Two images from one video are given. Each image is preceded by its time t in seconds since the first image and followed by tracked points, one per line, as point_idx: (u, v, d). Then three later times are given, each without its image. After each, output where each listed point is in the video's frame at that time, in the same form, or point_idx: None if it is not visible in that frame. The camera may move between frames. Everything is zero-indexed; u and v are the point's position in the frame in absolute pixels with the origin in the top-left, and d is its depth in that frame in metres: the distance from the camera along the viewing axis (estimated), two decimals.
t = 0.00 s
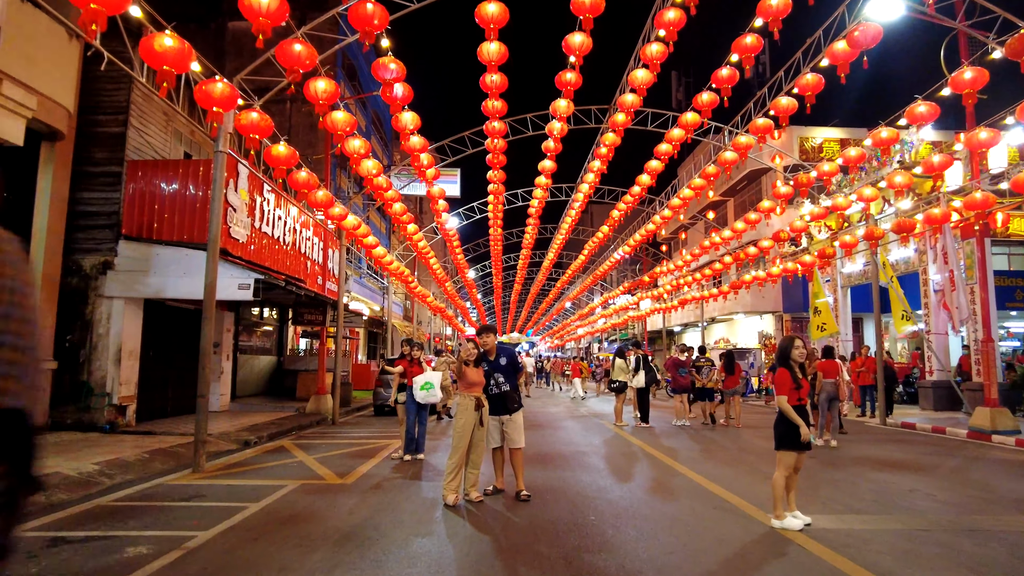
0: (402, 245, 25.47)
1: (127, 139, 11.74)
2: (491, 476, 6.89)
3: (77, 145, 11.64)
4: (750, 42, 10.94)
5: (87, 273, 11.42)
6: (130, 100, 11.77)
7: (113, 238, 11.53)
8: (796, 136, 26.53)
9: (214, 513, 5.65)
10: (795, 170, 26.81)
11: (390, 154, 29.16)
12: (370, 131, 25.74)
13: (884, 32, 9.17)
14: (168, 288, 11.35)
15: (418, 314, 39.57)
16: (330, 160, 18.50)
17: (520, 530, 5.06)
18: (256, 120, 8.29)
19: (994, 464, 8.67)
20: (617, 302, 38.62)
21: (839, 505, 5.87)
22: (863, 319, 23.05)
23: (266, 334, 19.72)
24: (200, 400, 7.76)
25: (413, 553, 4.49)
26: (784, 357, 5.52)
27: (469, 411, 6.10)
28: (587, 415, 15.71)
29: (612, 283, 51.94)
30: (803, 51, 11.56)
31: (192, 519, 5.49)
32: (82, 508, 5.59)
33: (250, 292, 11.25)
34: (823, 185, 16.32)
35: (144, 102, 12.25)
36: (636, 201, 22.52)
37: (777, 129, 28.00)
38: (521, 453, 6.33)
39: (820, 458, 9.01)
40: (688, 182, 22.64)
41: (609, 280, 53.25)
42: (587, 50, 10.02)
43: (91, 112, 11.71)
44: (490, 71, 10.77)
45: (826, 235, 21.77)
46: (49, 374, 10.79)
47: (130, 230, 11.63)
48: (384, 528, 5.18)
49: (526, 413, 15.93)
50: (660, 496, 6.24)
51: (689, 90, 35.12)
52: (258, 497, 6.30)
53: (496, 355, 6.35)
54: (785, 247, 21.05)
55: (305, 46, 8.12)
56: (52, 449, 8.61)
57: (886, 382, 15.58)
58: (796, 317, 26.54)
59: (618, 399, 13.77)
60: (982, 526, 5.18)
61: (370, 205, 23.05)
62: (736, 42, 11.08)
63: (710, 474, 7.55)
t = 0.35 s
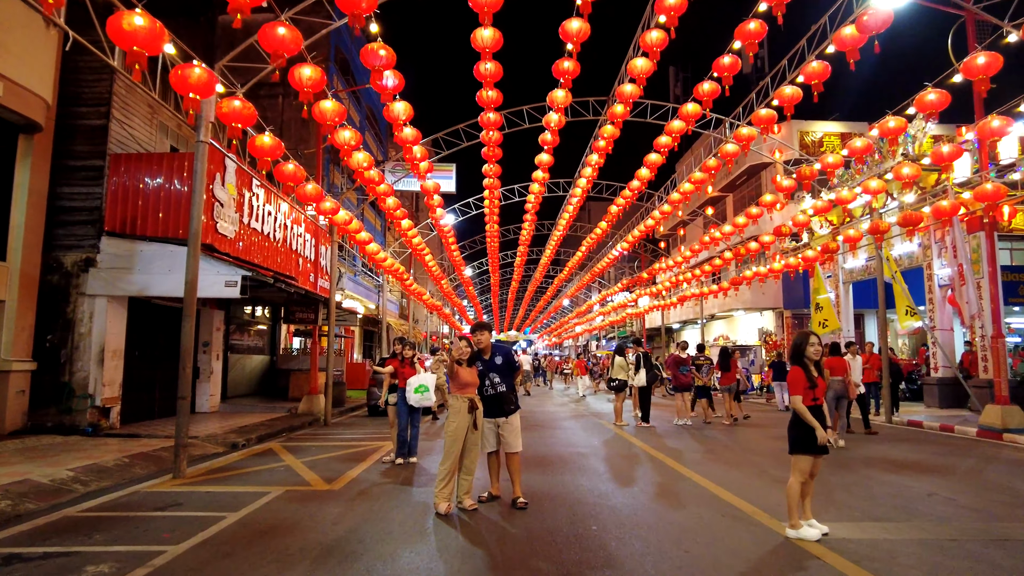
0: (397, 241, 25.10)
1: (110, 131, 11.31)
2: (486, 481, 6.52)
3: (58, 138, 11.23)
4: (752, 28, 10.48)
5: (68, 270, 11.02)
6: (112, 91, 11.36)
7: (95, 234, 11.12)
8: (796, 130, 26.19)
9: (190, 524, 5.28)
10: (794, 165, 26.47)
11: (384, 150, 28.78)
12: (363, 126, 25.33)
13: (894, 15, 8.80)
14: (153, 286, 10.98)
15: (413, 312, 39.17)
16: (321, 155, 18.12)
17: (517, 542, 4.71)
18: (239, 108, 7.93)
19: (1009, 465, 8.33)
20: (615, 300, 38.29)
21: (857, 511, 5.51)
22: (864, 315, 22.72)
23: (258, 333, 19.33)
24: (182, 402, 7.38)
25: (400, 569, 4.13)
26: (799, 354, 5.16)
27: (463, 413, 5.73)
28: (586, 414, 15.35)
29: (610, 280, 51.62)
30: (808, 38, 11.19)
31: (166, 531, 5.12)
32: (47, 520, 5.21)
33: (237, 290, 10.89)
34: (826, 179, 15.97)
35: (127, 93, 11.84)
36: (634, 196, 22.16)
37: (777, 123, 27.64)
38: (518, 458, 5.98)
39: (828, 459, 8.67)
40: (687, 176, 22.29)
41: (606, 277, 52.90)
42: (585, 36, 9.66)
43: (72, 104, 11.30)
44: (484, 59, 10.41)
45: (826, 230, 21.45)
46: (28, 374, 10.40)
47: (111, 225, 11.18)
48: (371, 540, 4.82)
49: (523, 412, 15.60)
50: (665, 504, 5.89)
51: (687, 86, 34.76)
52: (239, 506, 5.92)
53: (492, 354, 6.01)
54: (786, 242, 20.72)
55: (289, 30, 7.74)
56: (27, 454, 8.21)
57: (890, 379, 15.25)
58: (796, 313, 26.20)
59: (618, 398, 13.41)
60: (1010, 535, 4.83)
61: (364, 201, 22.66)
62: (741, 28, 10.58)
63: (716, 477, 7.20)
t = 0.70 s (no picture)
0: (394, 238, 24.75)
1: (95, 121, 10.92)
2: (484, 486, 6.17)
3: (42, 128, 10.85)
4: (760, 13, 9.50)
5: (52, 265, 10.64)
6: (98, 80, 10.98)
7: (80, 228, 10.75)
8: (799, 125, 25.82)
9: (166, 532, 4.91)
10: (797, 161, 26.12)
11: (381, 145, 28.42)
12: (360, 121, 24.96)
13: None
14: (140, 281, 10.65)
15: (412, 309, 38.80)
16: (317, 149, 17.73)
17: (517, 553, 4.36)
18: (226, 93, 7.61)
19: None
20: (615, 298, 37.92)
21: (880, 518, 5.16)
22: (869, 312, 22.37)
23: (253, 331, 18.96)
24: (165, 402, 7.01)
25: None
26: (821, 350, 4.81)
27: (459, 413, 5.37)
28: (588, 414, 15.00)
29: (610, 278, 51.28)
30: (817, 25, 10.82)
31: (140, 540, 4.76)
32: (13, 529, 4.85)
33: (226, 285, 10.53)
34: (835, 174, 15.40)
35: (115, 83, 11.47)
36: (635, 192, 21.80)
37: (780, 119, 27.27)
38: (517, 461, 5.63)
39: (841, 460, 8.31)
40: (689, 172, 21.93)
41: (606, 275, 52.55)
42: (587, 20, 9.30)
43: (56, 93, 10.92)
44: (482, 44, 10.05)
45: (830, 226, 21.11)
46: (11, 372, 10.02)
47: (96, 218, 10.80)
48: (359, 551, 4.46)
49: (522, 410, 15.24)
50: (675, 511, 5.53)
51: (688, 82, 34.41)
52: (221, 512, 5.55)
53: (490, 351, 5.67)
54: (789, 239, 20.37)
55: (278, 10, 7.35)
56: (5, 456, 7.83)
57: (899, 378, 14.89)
58: (799, 311, 25.89)
59: (620, 396, 13.05)
60: None
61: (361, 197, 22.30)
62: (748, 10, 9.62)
63: (726, 480, 6.84)
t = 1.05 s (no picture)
0: (383, 235, 24.36)
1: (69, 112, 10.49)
2: (470, 493, 5.85)
3: (14, 118, 10.42)
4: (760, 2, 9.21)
5: (23, 261, 10.23)
6: (72, 69, 10.54)
7: (53, 222, 10.34)
8: (793, 123, 25.64)
9: (124, 544, 4.56)
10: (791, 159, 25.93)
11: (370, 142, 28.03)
12: (349, 116, 24.56)
13: None
14: (115, 277, 10.21)
15: (401, 309, 38.41)
16: (303, 144, 17.33)
17: (504, 569, 4.03)
18: (201, 79, 7.18)
19: None
20: (606, 297, 37.64)
21: (889, 528, 4.87)
22: (862, 312, 22.23)
23: (237, 330, 18.55)
24: (134, 404, 6.63)
25: None
26: (829, 349, 4.50)
27: (443, 418, 5.00)
28: (579, 415, 14.67)
29: (601, 277, 51.10)
30: (817, 16, 10.54)
31: (95, 552, 4.39)
32: None
33: (206, 282, 10.07)
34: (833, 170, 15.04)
35: (90, 72, 11.04)
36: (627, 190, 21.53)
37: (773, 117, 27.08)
38: (507, 469, 5.30)
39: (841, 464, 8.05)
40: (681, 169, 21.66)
41: (598, 274, 52.33)
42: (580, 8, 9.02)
43: (28, 82, 10.48)
44: (473, 33, 9.73)
45: (824, 225, 20.95)
46: None
47: (69, 212, 10.37)
48: (332, 566, 4.13)
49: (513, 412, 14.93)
50: (673, 521, 5.22)
51: (680, 80, 34.22)
52: (189, 522, 5.20)
53: (478, 351, 5.34)
54: (783, 238, 20.17)
55: None
56: None
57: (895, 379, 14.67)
58: (792, 311, 25.72)
59: (612, 397, 12.75)
60: None
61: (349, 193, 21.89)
62: None
63: (725, 485, 6.56)
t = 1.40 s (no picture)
0: (364, 233, 23.86)
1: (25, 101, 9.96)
2: (444, 504, 5.47)
3: None
4: None
5: None
6: (29, 55, 10.01)
7: (8, 216, 9.79)
8: (778, 121, 25.49)
9: (59, 565, 4.12)
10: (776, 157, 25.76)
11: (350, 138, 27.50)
12: (328, 112, 24.02)
13: None
14: (74, 275, 9.71)
15: (384, 310, 37.86)
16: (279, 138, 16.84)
17: None
18: (159, 61, 6.64)
19: None
20: (590, 297, 37.35)
21: (890, 539, 4.56)
22: (848, 311, 22.10)
23: (212, 330, 18.01)
24: (84, 409, 6.17)
25: None
26: (828, 348, 4.17)
27: (408, 424, 4.66)
28: (563, 416, 14.33)
29: (586, 276, 50.85)
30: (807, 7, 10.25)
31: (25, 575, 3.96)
32: None
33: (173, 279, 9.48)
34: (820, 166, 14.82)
35: (50, 60, 10.51)
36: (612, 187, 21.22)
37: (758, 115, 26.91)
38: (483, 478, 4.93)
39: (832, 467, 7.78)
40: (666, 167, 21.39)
41: (583, 273, 52.07)
42: None
43: None
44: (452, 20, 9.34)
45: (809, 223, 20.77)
46: None
47: (26, 206, 9.84)
48: None
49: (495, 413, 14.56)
50: (661, 533, 4.88)
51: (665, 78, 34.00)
52: (136, 539, 4.77)
53: (451, 351, 4.97)
54: (768, 236, 19.95)
55: None
56: None
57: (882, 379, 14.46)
58: (777, 310, 25.58)
59: (597, 399, 12.42)
60: None
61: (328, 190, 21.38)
62: None
63: (715, 492, 6.24)
